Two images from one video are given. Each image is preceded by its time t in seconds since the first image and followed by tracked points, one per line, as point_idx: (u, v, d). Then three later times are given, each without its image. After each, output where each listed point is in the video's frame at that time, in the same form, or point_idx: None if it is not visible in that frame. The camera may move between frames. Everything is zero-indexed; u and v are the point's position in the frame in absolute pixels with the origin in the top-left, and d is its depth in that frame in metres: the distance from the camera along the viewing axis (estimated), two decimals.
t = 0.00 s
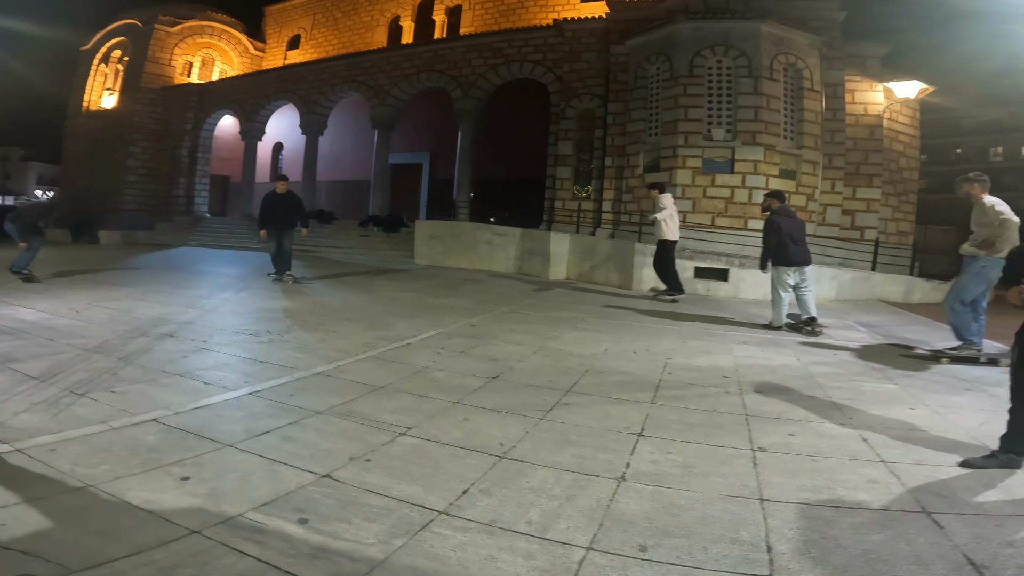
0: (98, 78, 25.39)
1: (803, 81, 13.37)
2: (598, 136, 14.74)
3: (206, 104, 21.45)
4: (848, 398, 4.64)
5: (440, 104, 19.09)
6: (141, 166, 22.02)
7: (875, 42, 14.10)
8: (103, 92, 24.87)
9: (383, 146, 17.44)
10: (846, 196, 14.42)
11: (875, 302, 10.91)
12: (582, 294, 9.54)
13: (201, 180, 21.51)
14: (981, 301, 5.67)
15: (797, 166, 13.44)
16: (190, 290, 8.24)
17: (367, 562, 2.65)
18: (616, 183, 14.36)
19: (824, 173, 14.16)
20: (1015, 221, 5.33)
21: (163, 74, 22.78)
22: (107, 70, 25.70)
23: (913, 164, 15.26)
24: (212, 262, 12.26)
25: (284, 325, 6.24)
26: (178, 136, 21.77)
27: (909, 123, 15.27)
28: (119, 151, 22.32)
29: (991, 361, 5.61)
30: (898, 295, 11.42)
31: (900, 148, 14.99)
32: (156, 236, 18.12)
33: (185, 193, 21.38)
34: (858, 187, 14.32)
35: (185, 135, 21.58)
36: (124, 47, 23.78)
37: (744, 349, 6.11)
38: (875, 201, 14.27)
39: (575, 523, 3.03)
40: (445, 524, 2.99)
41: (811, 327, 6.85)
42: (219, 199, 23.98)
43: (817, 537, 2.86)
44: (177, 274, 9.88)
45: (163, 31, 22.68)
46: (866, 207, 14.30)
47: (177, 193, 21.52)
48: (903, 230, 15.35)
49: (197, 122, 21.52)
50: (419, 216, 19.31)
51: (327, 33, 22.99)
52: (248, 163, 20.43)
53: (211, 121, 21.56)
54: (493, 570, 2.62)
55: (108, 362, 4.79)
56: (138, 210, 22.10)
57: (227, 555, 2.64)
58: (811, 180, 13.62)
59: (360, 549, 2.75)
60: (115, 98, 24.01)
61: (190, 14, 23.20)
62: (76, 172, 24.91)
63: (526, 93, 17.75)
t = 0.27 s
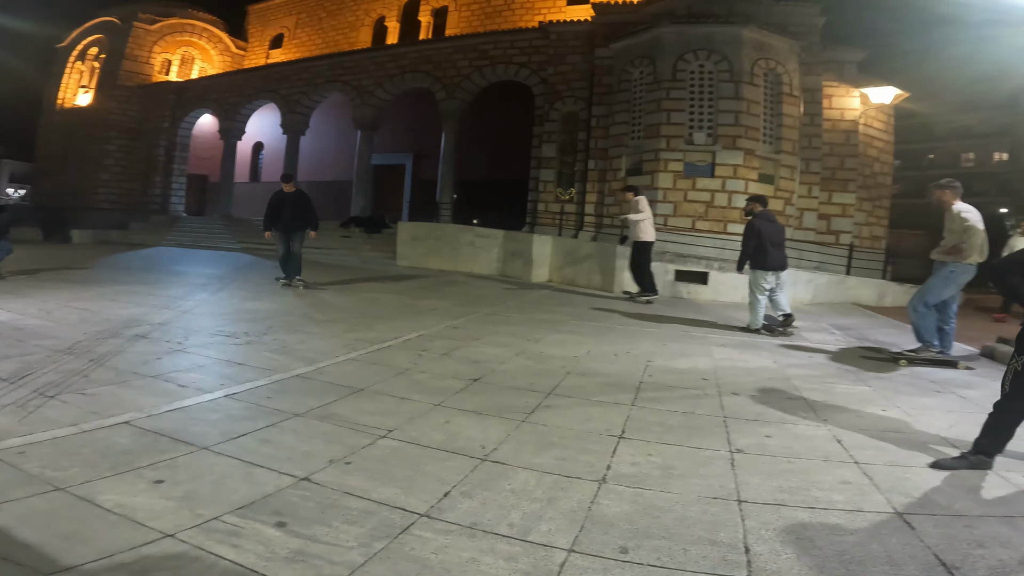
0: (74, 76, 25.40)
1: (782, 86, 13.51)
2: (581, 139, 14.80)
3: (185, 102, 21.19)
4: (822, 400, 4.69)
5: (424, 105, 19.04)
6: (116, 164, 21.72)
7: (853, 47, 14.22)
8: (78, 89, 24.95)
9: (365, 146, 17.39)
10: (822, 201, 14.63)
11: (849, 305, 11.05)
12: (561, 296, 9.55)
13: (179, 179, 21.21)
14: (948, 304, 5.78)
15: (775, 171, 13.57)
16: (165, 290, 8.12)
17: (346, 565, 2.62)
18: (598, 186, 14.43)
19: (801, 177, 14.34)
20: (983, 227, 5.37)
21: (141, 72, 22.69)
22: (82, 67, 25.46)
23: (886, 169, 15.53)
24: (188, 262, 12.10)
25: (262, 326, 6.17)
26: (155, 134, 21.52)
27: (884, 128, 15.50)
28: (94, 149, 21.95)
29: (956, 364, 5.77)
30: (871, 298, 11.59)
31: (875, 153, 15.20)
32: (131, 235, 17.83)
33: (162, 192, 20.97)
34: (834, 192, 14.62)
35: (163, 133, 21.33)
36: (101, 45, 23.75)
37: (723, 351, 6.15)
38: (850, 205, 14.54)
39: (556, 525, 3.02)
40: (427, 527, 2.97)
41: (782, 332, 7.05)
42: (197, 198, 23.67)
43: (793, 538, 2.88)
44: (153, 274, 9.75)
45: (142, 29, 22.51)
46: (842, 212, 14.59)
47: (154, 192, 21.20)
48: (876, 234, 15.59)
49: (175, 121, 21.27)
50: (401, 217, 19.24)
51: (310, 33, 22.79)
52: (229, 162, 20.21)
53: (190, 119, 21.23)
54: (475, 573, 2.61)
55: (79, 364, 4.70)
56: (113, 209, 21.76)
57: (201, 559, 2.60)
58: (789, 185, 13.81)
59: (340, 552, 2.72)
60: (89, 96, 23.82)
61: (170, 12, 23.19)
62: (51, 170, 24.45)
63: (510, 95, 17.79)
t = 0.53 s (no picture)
0: (44, 71, 25.08)
1: (758, 91, 13.68)
2: (561, 141, 14.85)
3: (156, 99, 21.10)
4: (792, 401, 4.75)
5: (406, 105, 18.97)
6: (84, 161, 21.45)
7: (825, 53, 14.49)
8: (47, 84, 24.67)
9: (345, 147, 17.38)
10: (794, 205, 14.82)
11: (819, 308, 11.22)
12: (536, 297, 9.58)
13: (148, 177, 20.84)
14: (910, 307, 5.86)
15: (750, 175, 13.70)
16: (134, 290, 7.97)
17: (319, 565, 2.60)
18: (578, 188, 14.51)
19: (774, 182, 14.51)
20: (945, 232, 5.48)
21: (113, 69, 22.43)
22: (53, 63, 25.06)
23: (856, 175, 15.80)
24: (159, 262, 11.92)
25: (234, 327, 6.11)
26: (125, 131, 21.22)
27: (854, 134, 15.76)
28: (64, 146, 21.50)
29: (919, 365, 5.91)
30: (840, 301, 11.80)
31: (845, 158, 15.44)
32: (101, 233, 17.47)
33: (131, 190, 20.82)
34: (806, 197, 14.71)
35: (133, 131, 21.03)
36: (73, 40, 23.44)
37: (696, 353, 6.21)
38: (821, 210, 14.72)
39: (530, 525, 3.02)
40: (401, 528, 2.95)
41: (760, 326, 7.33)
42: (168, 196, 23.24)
43: (761, 537, 2.90)
44: (122, 274, 9.59)
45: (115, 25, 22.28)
46: (813, 216, 14.77)
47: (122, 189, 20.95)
48: (845, 238, 15.83)
49: (146, 118, 21.06)
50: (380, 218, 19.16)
51: (290, 31, 22.63)
52: (206, 160, 19.95)
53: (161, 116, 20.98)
54: (449, 572, 2.60)
55: (43, 364, 4.61)
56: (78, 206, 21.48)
57: (169, 560, 2.56)
58: (762, 189, 14.01)
59: (313, 552, 2.70)
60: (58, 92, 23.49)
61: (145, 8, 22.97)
62: (19, 166, 23.87)
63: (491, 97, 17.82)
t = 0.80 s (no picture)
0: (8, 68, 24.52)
1: (730, 93, 13.92)
2: (537, 141, 14.91)
3: (122, 96, 20.62)
4: (759, 398, 4.81)
5: (383, 105, 18.88)
6: (45, 159, 20.97)
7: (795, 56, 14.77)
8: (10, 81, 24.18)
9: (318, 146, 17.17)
10: (763, 206, 15.06)
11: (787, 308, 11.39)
12: (508, 297, 9.57)
13: (113, 175, 20.34)
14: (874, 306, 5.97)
15: (720, 176, 13.87)
16: (97, 291, 7.78)
17: (288, 564, 2.57)
18: (553, 189, 14.57)
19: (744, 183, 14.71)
20: (904, 233, 5.62)
21: (77, 66, 21.97)
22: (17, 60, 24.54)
23: (821, 176, 16.13)
24: (125, 262, 11.66)
25: (202, 328, 6.01)
26: (89, 129, 20.72)
27: (820, 136, 16.08)
28: (28, 143, 20.93)
29: (879, 363, 6.05)
30: (806, 300, 12.01)
31: (811, 160, 15.76)
32: (65, 233, 17.02)
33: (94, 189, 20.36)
34: (774, 198, 14.97)
35: (96, 129, 20.53)
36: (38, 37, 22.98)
37: (668, 352, 6.25)
38: (788, 211, 14.99)
39: (501, 523, 3.02)
40: (371, 526, 2.93)
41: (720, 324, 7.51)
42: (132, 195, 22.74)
43: (727, 532, 2.93)
44: (85, 275, 9.36)
45: (80, 22, 21.85)
46: (781, 217, 15.02)
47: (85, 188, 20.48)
48: (812, 239, 16.16)
49: (111, 116, 20.56)
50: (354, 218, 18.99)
51: (264, 29, 22.36)
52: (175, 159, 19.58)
53: (127, 114, 20.48)
54: (420, 570, 2.58)
55: None
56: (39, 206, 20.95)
57: (131, 560, 2.52)
58: (732, 190, 14.11)
59: (281, 552, 2.67)
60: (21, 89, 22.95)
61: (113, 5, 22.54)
62: None
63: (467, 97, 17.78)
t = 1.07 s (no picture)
0: None
1: (723, 94, 13.88)
2: (531, 143, 14.93)
3: (114, 98, 20.45)
4: (752, 398, 4.83)
5: (376, 106, 18.86)
6: (35, 161, 20.87)
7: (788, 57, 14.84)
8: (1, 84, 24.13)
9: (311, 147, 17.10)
10: (756, 206, 15.11)
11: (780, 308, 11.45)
12: (502, 299, 9.57)
13: (104, 177, 20.23)
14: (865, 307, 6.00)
15: (714, 177, 13.89)
16: (89, 294, 7.73)
17: (283, 567, 2.56)
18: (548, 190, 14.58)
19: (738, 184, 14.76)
20: (898, 233, 5.67)
21: (68, 68, 21.87)
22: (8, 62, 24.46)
23: (814, 176, 16.19)
24: (117, 265, 11.59)
25: (196, 331, 5.99)
26: (79, 131, 20.58)
27: (813, 137, 16.13)
28: (17, 145, 20.79)
29: (874, 363, 6.07)
30: (800, 301, 12.08)
31: (804, 161, 15.82)
32: (55, 235, 16.92)
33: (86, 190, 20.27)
34: (767, 199, 15.07)
35: (88, 130, 20.40)
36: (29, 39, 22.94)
37: (662, 352, 6.27)
38: (782, 211, 15.07)
39: (497, 524, 3.01)
40: (367, 528, 2.92)
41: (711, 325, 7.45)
42: (124, 197, 22.61)
43: (722, 533, 2.94)
44: (76, 278, 9.31)
45: (72, 24, 21.86)
46: (774, 218, 15.08)
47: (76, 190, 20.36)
48: (805, 240, 16.25)
49: (102, 118, 20.38)
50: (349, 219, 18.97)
51: (258, 30, 22.31)
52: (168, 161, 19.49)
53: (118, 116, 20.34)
54: (416, 572, 2.58)
55: None
56: (30, 208, 20.83)
57: (126, 563, 2.50)
58: (725, 191, 14.06)
59: (277, 554, 2.66)
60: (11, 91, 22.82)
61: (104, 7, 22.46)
62: None
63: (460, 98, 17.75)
